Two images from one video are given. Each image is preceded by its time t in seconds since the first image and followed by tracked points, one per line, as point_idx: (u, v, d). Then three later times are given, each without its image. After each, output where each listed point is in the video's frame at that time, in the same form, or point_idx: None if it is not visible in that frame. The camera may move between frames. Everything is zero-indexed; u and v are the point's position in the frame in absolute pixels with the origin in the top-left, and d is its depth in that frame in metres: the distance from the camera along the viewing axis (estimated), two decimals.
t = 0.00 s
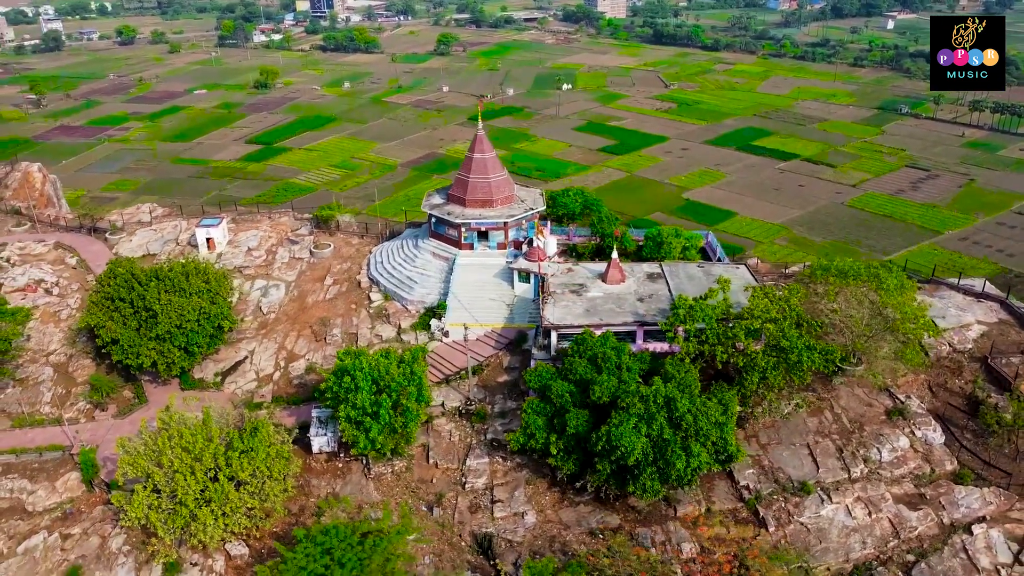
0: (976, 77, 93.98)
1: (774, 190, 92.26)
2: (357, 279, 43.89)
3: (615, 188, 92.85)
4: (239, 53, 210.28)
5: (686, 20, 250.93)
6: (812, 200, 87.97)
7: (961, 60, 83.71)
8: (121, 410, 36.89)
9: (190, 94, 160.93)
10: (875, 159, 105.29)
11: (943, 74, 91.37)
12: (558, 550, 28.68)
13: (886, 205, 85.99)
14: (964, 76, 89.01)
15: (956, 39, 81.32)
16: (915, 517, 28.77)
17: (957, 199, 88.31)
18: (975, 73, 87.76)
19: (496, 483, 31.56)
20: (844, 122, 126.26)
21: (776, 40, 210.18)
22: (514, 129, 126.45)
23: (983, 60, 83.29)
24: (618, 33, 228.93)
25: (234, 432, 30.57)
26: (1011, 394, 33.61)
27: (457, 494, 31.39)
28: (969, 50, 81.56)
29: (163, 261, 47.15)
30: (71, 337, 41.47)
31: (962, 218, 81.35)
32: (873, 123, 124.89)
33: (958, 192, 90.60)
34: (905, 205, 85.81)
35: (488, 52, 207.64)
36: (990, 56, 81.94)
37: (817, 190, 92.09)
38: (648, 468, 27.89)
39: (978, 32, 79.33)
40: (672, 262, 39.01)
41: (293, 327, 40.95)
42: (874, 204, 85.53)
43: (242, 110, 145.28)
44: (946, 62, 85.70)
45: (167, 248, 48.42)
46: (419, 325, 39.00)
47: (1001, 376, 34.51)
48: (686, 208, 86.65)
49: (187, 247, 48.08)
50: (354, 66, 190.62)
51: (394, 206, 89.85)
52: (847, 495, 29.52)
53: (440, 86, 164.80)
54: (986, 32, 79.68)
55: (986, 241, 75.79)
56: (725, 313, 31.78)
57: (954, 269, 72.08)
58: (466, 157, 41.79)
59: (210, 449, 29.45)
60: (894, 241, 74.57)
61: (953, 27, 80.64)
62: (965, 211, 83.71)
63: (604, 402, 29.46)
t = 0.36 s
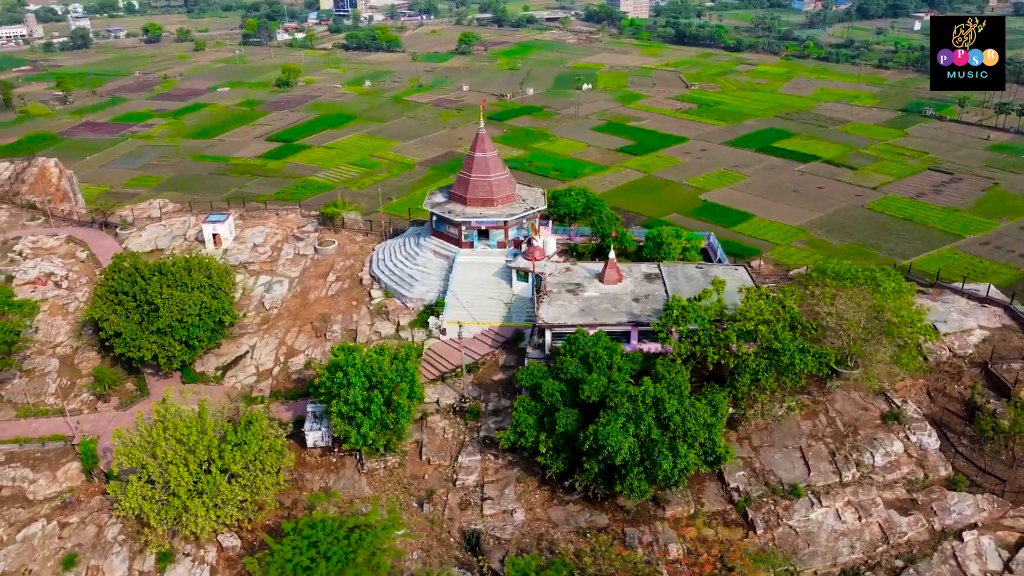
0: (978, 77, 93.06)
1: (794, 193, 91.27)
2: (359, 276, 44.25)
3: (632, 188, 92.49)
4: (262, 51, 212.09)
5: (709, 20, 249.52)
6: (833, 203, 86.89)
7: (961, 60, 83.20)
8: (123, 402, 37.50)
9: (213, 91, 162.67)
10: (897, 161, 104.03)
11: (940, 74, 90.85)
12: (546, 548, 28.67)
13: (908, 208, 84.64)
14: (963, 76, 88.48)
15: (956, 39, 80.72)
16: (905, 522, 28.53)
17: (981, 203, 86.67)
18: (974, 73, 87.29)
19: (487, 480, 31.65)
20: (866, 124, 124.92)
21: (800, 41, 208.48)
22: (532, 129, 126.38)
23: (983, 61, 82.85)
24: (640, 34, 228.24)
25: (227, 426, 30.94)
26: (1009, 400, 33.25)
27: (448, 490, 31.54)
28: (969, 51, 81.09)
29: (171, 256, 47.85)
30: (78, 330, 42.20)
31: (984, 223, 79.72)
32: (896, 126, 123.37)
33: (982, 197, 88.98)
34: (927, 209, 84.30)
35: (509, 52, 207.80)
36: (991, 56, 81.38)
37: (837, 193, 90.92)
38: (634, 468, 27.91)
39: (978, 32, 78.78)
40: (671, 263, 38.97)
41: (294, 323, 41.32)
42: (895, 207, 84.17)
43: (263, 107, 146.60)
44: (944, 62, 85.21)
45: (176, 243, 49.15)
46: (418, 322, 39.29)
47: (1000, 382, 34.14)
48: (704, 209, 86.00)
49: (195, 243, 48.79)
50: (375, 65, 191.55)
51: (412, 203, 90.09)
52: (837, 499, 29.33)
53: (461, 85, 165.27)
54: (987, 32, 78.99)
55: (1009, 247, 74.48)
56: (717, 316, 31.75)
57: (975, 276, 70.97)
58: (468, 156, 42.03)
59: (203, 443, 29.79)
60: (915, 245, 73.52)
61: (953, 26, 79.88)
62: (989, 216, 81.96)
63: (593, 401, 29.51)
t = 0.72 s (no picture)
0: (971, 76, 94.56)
1: (817, 195, 90.02)
2: (361, 273, 44.65)
3: (651, 189, 92.03)
4: (288, 49, 213.86)
5: (735, 21, 247.64)
6: (855, 205, 85.64)
7: (960, 60, 83.92)
8: (125, 393, 38.18)
9: (238, 89, 164.33)
10: (922, 165, 102.54)
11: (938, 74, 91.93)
12: (532, 546, 28.70)
13: (932, 212, 83.07)
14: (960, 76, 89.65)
15: (956, 39, 81.57)
16: (895, 528, 28.28)
17: (1008, 209, 84.85)
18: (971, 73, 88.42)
19: (477, 477, 31.76)
20: (891, 127, 123.32)
21: (827, 42, 206.31)
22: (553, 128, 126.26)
23: (982, 61, 83.92)
24: (664, 34, 227.19)
25: (221, 419, 31.36)
26: (1008, 407, 32.86)
27: (438, 487, 31.68)
28: (969, 50, 81.94)
29: (180, 251, 48.65)
30: (85, 323, 43.03)
31: (1010, 228, 77.98)
32: (923, 129, 121.59)
33: (1009, 202, 87.19)
34: (952, 213, 82.62)
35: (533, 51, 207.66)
36: (990, 56, 82.42)
37: (860, 196, 89.58)
38: (620, 468, 27.92)
39: (978, 32, 79.97)
40: (670, 264, 38.93)
41: (295, 318, 41.79)
42: (919, 211, 82.64)
43: (286, 105, 147.91)
44: (943, 61, 86.09)
45: (185, 239, 49.94)
46: (417, 319, 39.59)
47: (1000, 389, 33.74)
48: (724, 210, 85.20)
49: (203, 239, 49.54)
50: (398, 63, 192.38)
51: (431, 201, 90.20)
52: (826, 503, 29.12)
53: (483, 84, 165.50)
54: (987, 32, 80.34)
55: None
56: (709, 318, 31.68)
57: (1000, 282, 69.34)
58: (470, 155, 42.20)
59: (196, 435, 30.20)
60: (937, 250, 72.29)
61: (953, 26, 80.84)
62: (1015, 222, 80.11)
63: (581, 401, 29.57)
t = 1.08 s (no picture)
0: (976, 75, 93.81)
1: (839, 198, 88.94)
2: (364, 270, 45.09)
3: (668, 190, 91.61)
4: (313, 48, 215.53)
5: (761, 21, 245.59)
6: (878, 208, 84.49)
7: (961, 60, 83.35)
8: (129, 384, 38.89)
9: (263, 87, 166.01)
10: (947, 169, 101.04)
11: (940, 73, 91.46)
12: (519, 544, 28.78)
13: (958, 217, 81.63)
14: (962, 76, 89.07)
15: (956, 39, 81.74)
16: (884, 534, 28.03)
17: None
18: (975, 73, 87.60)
19: (468, 474, 31.89)
20: (917, 129, 121.67)
21: (854, 43, 203.99)
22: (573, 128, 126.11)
23: (982, 61, 83.70)
24: (689, 34, 225.99)
25: (216, 411, 31.79)
26: (1006, 413, 32.50)
27: (429, 483, 31.85)
28: (969, 51, 81.87)
29: (189, 246, 49.44)
30: (93, 316, 43.88)
31: None
32: (949, 131, 119.80)
33: None
34: (978, 218, 81.11)
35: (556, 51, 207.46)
36: (989, 55, 82.20)
37: (882, 199, 88.31)
38: (606, 467, 27.95)
39: (978, 32, 79.85)
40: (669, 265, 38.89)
41: (298, 314, 42.27)
42: (944, 216, 81.26)
43: (309, 103, 149.18)
44: (944, 60, 85.76)
45: (194, 234, 50.76)
46: (416, 317, 39.95)
47: (998, 396, 33.39)
48: (743, 212, 84.54)
49: (211, 234, 50.30)
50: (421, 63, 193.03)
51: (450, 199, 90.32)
52: (815, 507, 28.90)
53: (506, 84, 165.74)
54: (986, 33, 80.12)
55: None
56: (702, 319, 31.63)
57: None
58: (473, 154, 42.36)
59: (190, 427, 30.62)
60: (961, 254, 71.10)
61: (953, 27, 80.91)
62: None
63: (569, 400, 29.60)
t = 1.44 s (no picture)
0: (973, 74, 93.70)
1: (859, 201, 87.94)
2: (368, 267, 45.48)
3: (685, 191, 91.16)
4: (338, 47, 216.85)
5: (788, 22, 243.28)
6: (900, 212, 83.40)
7: (962, 60, 83.20)
8: (133, 376, 39.55)
9: (287, 85, 167.43)
10: (973, 172, 99.45)
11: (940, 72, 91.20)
12: (505, 540, 28.91)
13: (983, 222, 80.32)
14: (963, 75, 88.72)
15: (957, 39, 81.74)
16: (872, 540, 27.82)
17: None
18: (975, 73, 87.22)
19: (459, 470, 32.08)
20: (943, 132, 119.92)
21: (882, 45, 201.44)
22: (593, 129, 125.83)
23: (982, 62, 83.59)
24: (714, 35, 224.42)
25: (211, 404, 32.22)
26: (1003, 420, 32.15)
27: (420, 478, 32.08)
28: (970, 51, 81.94)
29: (197, 241, 50.15)
30: (101, 309, 44.69)
31: None
32: (976, 135, 117.93)
33: None
34: (1004, 223, 79.74)
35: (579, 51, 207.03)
36: (989, 55, 82.04)
37: (905, 203, 87.11)
38: (592, 466, 27.99)
39: (978, 32, 79.70)
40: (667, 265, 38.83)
41: (300, 309, 42.75)
42: (968, 220, 80.02)
43: (333, 102, 150.16)
44: (944, 59, 85.71)
45: (203, 229, 51.49)
46: (415, 314, 40.25)
47: (996, 402, 33.03)
48: (762, 214, 83.86)
49: (220, 230, 50.99)
50: (444, 62, 193.49)
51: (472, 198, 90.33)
52: (804, 511, 28.74)
53: (528, 83, 165.71)
54: (986, 32, 79.98)
55: None
56: (694, 320, 31.59)
57: None
58: (476, 152, 42.54)
59: (185, 419, 31.04)
60: (984, 260, 69.87)
61: (953, 27, 80.94)
62: None
63: (558, 398, 29.67)
